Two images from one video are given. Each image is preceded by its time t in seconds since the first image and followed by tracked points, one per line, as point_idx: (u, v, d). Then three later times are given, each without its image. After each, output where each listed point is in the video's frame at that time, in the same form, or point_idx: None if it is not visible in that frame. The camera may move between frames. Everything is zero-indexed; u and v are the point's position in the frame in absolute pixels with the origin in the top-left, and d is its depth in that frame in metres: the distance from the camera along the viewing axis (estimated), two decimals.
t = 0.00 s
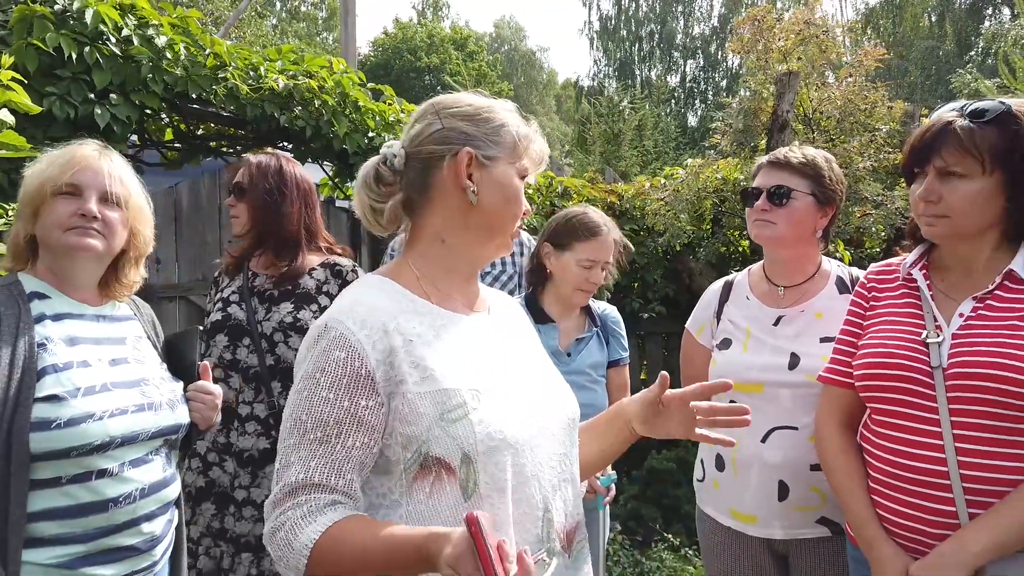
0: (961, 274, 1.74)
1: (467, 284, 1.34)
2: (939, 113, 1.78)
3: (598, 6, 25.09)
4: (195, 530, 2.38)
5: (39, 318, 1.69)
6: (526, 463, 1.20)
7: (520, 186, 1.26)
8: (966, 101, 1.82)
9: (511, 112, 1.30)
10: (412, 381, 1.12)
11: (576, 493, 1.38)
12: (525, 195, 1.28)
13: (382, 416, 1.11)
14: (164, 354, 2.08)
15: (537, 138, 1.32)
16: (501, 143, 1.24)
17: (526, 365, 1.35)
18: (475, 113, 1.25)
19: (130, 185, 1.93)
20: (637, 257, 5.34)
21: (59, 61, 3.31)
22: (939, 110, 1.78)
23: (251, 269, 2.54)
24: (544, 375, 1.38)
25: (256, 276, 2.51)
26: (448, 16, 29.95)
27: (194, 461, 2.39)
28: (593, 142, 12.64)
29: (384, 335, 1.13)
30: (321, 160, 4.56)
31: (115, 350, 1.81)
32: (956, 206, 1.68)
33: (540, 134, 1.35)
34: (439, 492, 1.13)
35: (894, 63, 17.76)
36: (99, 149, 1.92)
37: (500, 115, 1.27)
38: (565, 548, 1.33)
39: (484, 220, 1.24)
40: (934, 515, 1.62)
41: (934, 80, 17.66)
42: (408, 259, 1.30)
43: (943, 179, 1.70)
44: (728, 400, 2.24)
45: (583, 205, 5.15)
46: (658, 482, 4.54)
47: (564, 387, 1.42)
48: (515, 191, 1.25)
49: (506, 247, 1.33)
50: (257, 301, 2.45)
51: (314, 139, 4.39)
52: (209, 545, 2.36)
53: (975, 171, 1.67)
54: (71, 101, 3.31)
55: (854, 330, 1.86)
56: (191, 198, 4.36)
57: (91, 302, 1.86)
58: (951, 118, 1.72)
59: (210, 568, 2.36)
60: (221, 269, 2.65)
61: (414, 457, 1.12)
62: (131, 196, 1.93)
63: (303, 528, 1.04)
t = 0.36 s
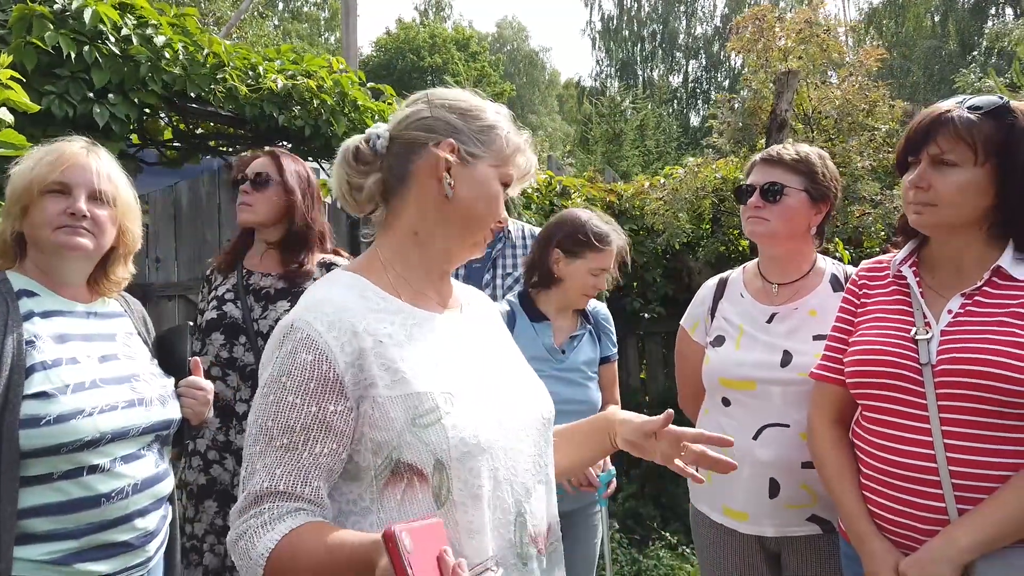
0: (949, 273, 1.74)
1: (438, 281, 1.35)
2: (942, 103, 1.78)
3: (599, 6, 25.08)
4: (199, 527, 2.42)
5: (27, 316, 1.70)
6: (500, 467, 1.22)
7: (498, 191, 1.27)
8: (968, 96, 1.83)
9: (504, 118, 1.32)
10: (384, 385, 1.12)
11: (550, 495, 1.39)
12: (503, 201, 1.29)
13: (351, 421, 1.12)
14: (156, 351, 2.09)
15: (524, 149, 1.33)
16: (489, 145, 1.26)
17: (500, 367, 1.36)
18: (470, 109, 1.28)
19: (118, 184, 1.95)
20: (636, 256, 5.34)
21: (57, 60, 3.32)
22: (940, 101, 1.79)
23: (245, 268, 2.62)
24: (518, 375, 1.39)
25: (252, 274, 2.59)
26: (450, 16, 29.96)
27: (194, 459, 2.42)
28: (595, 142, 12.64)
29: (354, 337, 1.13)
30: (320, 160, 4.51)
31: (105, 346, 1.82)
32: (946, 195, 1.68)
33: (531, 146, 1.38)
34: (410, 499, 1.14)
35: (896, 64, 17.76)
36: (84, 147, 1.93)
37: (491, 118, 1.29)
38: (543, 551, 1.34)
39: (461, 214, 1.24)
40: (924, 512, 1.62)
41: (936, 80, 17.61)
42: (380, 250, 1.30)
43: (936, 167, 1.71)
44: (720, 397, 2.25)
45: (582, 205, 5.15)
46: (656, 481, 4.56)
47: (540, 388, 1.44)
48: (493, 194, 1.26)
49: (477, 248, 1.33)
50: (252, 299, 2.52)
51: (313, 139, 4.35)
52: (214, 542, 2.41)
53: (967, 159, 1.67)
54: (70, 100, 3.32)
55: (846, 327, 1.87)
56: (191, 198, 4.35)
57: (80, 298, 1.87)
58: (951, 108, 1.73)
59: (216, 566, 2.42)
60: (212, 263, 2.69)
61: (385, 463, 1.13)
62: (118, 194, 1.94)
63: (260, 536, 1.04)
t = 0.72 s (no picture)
0: (951, 268, 1.74)
1: (435, 276, 1.36)
2: (944, 102, 1.77)
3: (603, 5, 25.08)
4: (207, 524, 2.44)
5: (25, 311, 1.70)
6: (491, 477, 1.21)
7: (477, 168, 1.22)
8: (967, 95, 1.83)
9: (487, 90, 1.27)
10: (375, 390, 1.12)
11: (539, 502, 1.39)
12: (491, 178, 1.24)
13: (343, 424, 1.11)
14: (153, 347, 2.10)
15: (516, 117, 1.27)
16: (459, 122, 1.22)
17: (495, 369, 1.35)
18: (434, 92, 1.25)
19: (120, 181, 1.96)
20: (638, 255, 5.33)
21: (59, 58, 3.33)
22: (940, 100, 1.78)
23: (247, 265, 2.62)
24: (511, 377, 1.39)
25: (256, 270, 2.60)
26: (452, 15, 29.96)
27: (200, 457, 2.44)
28: (597, 141, 12.62)
29: (348, 339, 1.13)
30: (321, 158, 4.46)
31: (104, 342, 1.82)
32: (951, 191, 1.67)
33: (526, 113, 1.32)
34: (399, 506, 1.14)
35: (899, 63, 17.71)
36: (85, 144, 1.93)
37: (467, 94, 1.25)
38: (530, 560, 1.34)
39: (433, 203, 1.23)
40: (927, 506, 1.62)
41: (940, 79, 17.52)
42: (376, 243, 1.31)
43: (939, 165, 1.70)
44: (719, 394, 2.25)
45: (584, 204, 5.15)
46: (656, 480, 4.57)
47: (532, 390, 1.43)
48: (469, 170, 1.21)
49: (477, 236, 1.29)
50: (256, 297, 2.55)
51: (315, 137, 4.30)
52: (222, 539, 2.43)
53: (972, 157, 1.67)
54: (72, 98, 3.32)
55: (848, 324, 1.86)
56: (193, 197, 4.33)
57: (80, 295, 1.88)
58: (954, 106, 1.72)
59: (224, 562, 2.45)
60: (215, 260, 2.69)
61: (374, 469, 1.13)
62: (119, 192, 1.96)
63: (281, 559, 1.05)
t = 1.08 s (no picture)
0: (950, 267, 1.74)
1: (433, 273, 1.36)
2: (940, 101, 1.78)
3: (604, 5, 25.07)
4: (213, 523, 2.44)
5: (33, 309, 1.70)
6: (495, 461, 1.22)
7: (468, 168, 1.22)
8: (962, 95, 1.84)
9: (480, 84, 1.25)
10: (384, 374, 1.13)
11: (541, 490, 1.40)
12: (484, 176, 1.23)
13: (351, 410, 1.11)
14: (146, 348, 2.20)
15: (512, 113, 1.26)
16: (445, 123, 1.21)
17: (496, 359, 1.36)
18: (421, 92, 1.25)
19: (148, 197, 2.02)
20: (638, 254, 5.31)
21: (60, 58, 3.34)
22: (937, 99, 1.78)
23: (248, 265, 2.62)
24: (512, 367, 1.39)
25: (257, 269, 2.60)
26: (454, 15, 29.96)
27: (205, 456, 2.44)
28: (598, 140, 12.61)
29: (355, 326, 1.14)
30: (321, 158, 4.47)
31: (103, 340, 1.82)
32: (949, 191, 1.68)
33: (525, 107, 1.31)
34: (408, 490, 1.15)
35: (901, 62, 17.69)
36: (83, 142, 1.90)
37: (454, 91, 1.23)
38: (530, 544, 1.35)
39: (426, 206, 1.23)
40: (925, 502, 1.62)
41: (942, 79, 17.49)
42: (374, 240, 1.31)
43: (938, 165, 1.70)
44: (718, 392, 2.25)
45: (584, 203, 5.14)
46: (657, 479, 4.58)
47: (533, 381, 1.44)
48: (458, 172, 1.21)
49: (471, 237, 1.30)
50: (259, 295, 2.55)
51: (316, 136, 4.32)
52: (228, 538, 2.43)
53: (971, 155, 1.67)
54: (74, 97, 3.33)
55: (846, 322, 1.87)
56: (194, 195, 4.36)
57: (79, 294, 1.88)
58: (951, 105, 1.73)
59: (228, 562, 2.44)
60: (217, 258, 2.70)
61: (383, 453, 1.13)
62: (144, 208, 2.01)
63: (281, 538, 1.03)
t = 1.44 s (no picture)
0: (947, 267, 1.74)
1: (435, 273, 1.36)
2: (938, 101, 1.78)
3: (606, 6, 25.09)
4: (217, 522, 2.44)
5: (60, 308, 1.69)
6: (504, 456, 1.23)
7: (462, 168, 1.22)
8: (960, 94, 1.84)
9: (473, 82, 1.25)
10: (392, 371, 1.14)
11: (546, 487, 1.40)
12: (479, 176, 1.24)
13: (357, 406, 1.12)
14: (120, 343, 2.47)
15: (508, 113, 1.26)
16: (441, 124, 1.22)
17: (499, 358, 1.36)
18: (416, 92, 1.25)
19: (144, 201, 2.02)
20: (639, 254, 5.31)
21: (60, 58, 3.36)
22: (934, 100, 1.78)
23: (252, 264, 2.62)
24: (515, 365, 1.39)
25: (260, 268, 2.61)
26: (455, 15, 29.97)
27: (209, 455, 2.45)
28: (600, 141, 12.61)
29: (361, 324, 1.15)
30: (322, 158, 4.47)
31: (111, 340, 1.82)
32: (948, 191, 1.68)
33: (518, 103, 1.31)
34: (417, 485, 1.15)
35: (903, 63, 17.67)
36: (92, 143, 1.82)
37: (448, 91, 1.23)
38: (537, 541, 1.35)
39: (421, 206, 1.24)
40: (926, 502, 1.62)
41: (944, 78, 17.44)
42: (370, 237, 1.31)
43: (937, 165, 1.70)
44: (718, 390, 2.25)
45: (585, 203, 5.14)
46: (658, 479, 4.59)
47: (536, 379, 1.44)
48: (454, 173, 1.22)
49: (470, 234, 1.30)
50: (263, 295, 2.55)
51: (317, 137, 4.33)
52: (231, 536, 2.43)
53: (969, 155, 1.68)
54: (75, 98, 3.34)
55: (845, 322, 1.86)
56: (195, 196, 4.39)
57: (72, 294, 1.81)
58: (949, 106, 1.73)
59: (231, 560, 2.44)
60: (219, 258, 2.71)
61: (391, 450, 1.14)
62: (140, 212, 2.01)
63: (293, 542, 1.04)
